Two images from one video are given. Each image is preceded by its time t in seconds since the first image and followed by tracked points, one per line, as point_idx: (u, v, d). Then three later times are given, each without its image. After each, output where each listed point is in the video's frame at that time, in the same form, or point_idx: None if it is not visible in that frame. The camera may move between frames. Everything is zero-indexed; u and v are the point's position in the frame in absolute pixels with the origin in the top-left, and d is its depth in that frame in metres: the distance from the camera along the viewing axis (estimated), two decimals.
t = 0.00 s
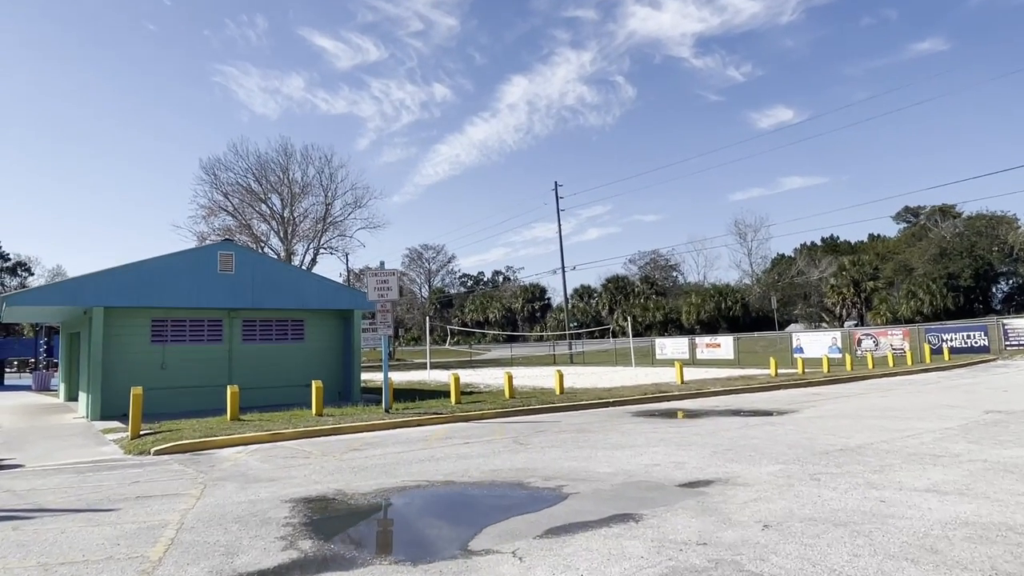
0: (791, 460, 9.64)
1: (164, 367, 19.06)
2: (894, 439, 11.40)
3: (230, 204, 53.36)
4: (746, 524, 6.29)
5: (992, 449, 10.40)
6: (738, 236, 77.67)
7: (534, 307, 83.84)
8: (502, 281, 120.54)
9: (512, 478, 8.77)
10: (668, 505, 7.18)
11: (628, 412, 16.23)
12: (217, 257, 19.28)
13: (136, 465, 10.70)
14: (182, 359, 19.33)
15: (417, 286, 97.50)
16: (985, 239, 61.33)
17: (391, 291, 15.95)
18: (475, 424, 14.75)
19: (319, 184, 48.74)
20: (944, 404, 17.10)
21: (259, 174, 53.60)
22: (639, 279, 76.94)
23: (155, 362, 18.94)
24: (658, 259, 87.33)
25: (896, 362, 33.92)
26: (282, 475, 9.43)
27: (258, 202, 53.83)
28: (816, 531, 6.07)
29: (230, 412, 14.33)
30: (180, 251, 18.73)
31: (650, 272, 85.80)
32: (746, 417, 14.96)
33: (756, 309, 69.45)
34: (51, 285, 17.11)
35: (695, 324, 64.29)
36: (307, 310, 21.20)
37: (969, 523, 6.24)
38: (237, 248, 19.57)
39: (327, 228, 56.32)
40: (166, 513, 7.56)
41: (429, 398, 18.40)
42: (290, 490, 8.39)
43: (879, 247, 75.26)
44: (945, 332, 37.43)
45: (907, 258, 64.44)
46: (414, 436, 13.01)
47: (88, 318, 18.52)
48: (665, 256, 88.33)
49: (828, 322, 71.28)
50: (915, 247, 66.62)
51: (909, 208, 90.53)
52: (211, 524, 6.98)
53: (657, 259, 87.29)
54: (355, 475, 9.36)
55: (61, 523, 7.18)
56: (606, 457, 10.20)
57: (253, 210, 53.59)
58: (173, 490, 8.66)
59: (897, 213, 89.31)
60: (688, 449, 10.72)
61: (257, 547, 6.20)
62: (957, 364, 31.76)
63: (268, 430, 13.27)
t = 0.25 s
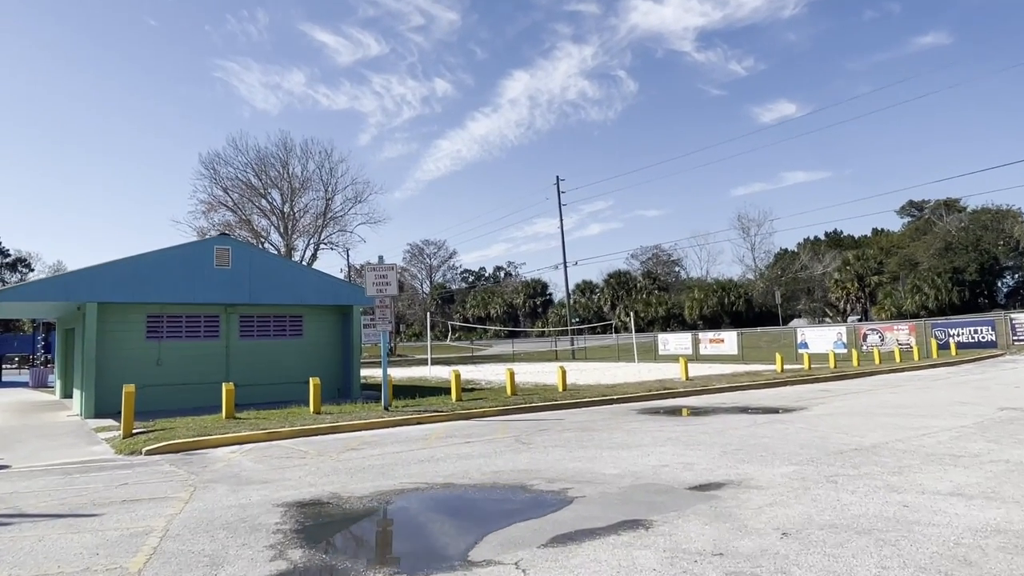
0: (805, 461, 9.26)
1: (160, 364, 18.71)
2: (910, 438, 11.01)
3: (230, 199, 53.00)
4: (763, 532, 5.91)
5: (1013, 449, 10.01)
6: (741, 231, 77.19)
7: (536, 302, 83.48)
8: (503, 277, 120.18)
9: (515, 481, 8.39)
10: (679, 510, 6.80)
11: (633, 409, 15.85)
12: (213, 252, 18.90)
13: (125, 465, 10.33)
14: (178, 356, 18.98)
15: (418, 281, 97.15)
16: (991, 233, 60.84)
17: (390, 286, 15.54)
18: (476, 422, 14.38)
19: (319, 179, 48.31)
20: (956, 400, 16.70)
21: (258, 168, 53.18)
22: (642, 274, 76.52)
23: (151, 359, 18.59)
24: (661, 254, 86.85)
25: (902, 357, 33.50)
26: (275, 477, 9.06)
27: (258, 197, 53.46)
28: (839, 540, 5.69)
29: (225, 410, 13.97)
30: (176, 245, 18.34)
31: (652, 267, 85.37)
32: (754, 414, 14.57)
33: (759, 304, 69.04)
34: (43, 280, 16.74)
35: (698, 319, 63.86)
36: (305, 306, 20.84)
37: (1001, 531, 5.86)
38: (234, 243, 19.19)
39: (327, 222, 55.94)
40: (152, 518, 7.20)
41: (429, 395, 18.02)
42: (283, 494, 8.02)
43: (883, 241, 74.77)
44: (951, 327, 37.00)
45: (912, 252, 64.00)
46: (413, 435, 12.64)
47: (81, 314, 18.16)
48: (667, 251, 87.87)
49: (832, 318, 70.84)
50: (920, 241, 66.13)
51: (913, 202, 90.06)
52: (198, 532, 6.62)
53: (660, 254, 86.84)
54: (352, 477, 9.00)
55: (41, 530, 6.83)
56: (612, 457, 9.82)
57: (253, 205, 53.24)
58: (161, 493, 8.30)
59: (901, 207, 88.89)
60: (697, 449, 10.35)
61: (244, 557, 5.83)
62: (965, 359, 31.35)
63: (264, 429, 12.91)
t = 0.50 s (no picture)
0: (820, 463, 8.88)
1: (155, 363, 18.35)
2: (926, 437, 10.64)
3: (229, 196, 52.62)
4: (785, 541, 5.53)
5: None
6: (743, 228, 76.76)
7: (537, 300, 83.08)
8: (504, 275, 119.78)
9: (518, 484, 8.01)
10: (693, 516, 6.42)
11: (638, 408, 15.48)
12: (208, 248, 18.54)
13: (114, 467, 9.96)
14: (173, 354, 18.62)
15: (418, 279, 96.74)
16: (995, 229, 60.46)
17: (389, 283, 15.16)
18: (477, 421, 14.00)
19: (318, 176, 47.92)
20: (968, 398, 16.31)
21: (257, 165, 52.80)
22: (643, 272, 76.10)
23: (145, 357, 18.23)
24: (662, 251, 86.43)
25: (908, 354, 33.12)
26: (268, 480, 8.69)
27: (256, 194, 53.08)
28: (867, 549, 5.31)
29: (219, 410, 13.60)
30: (169, 241, 17.97)
31: (654, 264, 84.95)
32: (762, 413, 14.19)
33: (762, 301, 68.65)
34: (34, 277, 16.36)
35: (700, 317, 63.42)
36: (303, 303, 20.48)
37: None
38: (229, 239, 18.83)
39: (327, 220, 55.55)
40: (136, 525, 6.82)
41: (430, 394, 17.65)
42: (275, 498, 7.65)
43: (886, 237, 74.43)
44: (957, 323, 36.62)
45: (915, 248, 63.76)
46: (413, 435, 12.27)
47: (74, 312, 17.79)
48: (669, 249, 87.46)
49: (835, 314, 70.47)
50: (923, 237, 65.75)
51: (916, 198, 89.85)
52: (183, 540, 6.25)
53: (661, 252, 86.44)
54: (348, 480, 8.63)
55: (18, 538, 6.45)
56: (618, 458, 9.45)
57: (251, 202, 52.86)
58: (148, 497, 7.92)
59: (904, 203, 88.78)
60: (706, 450, 9.98)
61: (230, 568, 5.46)
62: (972, 355, 30.97)
63: (259, 430, 12.55)
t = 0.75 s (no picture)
0: (844, 468, 8.48)
1: (156, 365, 18.05)
2: (952, 440, 10.23)
3: (233, 197, 52.42)
4: (818, 556, 5.14)
5: None
6: (750, 226, 76.21)
7: (542, 300, 82.64)
8: (509, 275, 119.36)
9: (529, 492, 7.64)
10: (717, 527, 6.04)
11: (649, 410, 15.09)
12: (210, 249, 18.24)
13: (110, 474, 9.62)
14: (175, 356, 18.32)
15: (423, 280, 96.44)
16: (1006, 226, 59.78)
17: (394, 283, 14.80)
18: (484, 424, 13.64)
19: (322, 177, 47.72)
20: (989, 399, 15.87)
21: (260, 166, 52.58)
22: (649, 271, 75.60)
23: (146, 359, 17.93)
24: (668, 250, 85.95)
25: (920, 353, 32.59)
26: (268, 488, 8.33)
27: (260, 195, 52.86)
28: (907, 565, 4.93)
29: (220, 414, 13.28)
30: (171, 242, 17.66)
31: (659, 263, 84.43)
32: (778, 415, 13.79)
33: (769, 300, 68.08)
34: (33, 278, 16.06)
35: (706, 316, 62.92)
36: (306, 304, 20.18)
37: None
38: (232, 239, 18.54)
39: (331, 221, 55.29)
40: (128, 536, 6.48)
41: (435, 396, 17.29)
42: (275, 508, 7.30)
43: (894, 235, 73.75)
44: (970, 322, 36.08)
45: (924, 246, 63.04)
46: (418, 439, 11.92)
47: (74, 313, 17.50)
48: (675, 248, 86.92)
49: (843, 314, 69.85)
50: (933, 235, 65.09)
51: (924, 196, 89.06)
52: (176, 554, 5.90)
53: (666, 251, 85.92)
54: (352, 487, 8.27)
55: (3, 551, 6.11)
56: (633, 464, 9.07)
57: (255, 203, 52.65)
58: (143, 506, 7.57)
59: (912, 200, 88.00)
60: (724, 454, 9.59)
61: None
62: (986, 355, 30.44)
63: (261, 434, 12.22)
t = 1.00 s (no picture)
0: (881, 479, 8.02)
1: (168, 370, 17.87)
2: (993, 448, 9.72)
3: (247, 202, 52.53)
4: None
5: None
6: (766, 228, 75.31)
7: (556, 303, 82.14)
8: (522, 278, 119.09)
9: (549, 505, 7.26)
10: (752, 545, 5.64)
11: (669, 415, 14.66)
12: (221, 252, 18.01)
13: (116, 483, 9.34)
14: (186, 361, 18.13)
15: (436, 283, 96.29)
16: None
17: (406, 285, 14.49)
18: (499, 431, 13.27)
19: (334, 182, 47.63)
20: None
21: (274, 170, 52.63)
22: (663, 273, 74.91)
23: (158, 365, 17.75)
24: (682, 252, 85.21)
25: (945, 356, 31.80)
26: (277, 499, 8.01)
27: (274, 199, 52.91)
28: None
29: (231, 420, 13.02)
30: (181, 245, 17.45)
31: (674, 265, 83.69)
32: (804, 421, 13.30)
33: (786, 302, 67.16)
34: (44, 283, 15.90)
35: (722, 319, 62.17)
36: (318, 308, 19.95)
37: None
38: (243, 242, 18.31)
39: (344, 225, 55.24)
40: (130, 552, 6.17)
41: (450, 401, 16.95)
42: (284, 521, 6.96)
43: (914, 236, 72.55)
44: (995, 323, 35.19)
45: (945, 247, 61.91)
46: (432, 446, 11.57)
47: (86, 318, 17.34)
48: (689, 250, 86.13)
49: (861, 316, 68.76)
50: (953, 235, 63.92)
51: (943, 196, 87.64)
52: (178, 572, 5.59)
53: (681, 253, 85.17)
54: (363, 498, 7.93)
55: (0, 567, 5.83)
56: (656, 473, 8.66)
57: (269, 208, 52.73)
58: (147, 519, 7.27)
59: (931, 200, 86.58)
60: (752, 463, 9.16)
61: None
62: (1014, 357, 29.59)
63: (271, 441, 11.93)
